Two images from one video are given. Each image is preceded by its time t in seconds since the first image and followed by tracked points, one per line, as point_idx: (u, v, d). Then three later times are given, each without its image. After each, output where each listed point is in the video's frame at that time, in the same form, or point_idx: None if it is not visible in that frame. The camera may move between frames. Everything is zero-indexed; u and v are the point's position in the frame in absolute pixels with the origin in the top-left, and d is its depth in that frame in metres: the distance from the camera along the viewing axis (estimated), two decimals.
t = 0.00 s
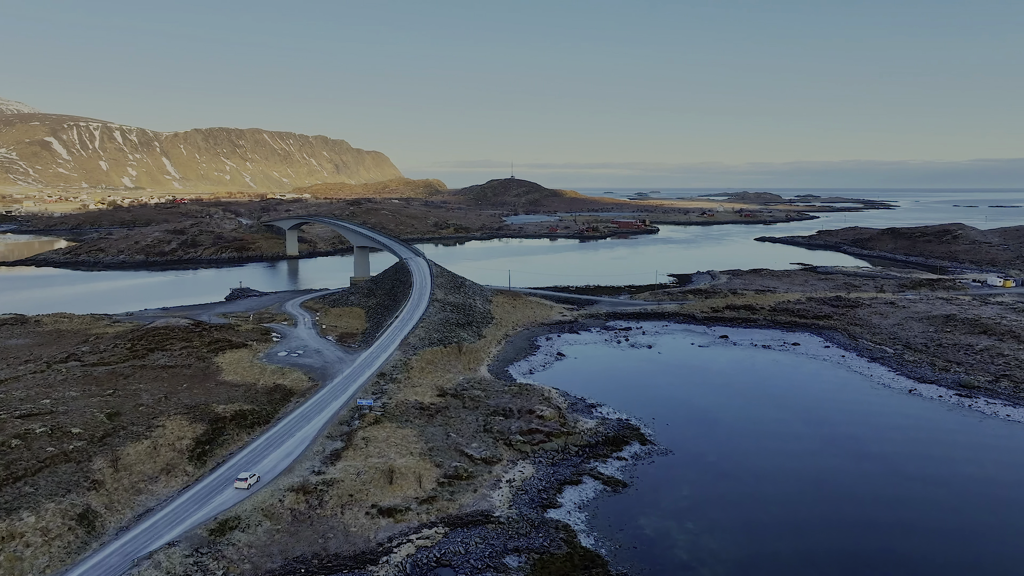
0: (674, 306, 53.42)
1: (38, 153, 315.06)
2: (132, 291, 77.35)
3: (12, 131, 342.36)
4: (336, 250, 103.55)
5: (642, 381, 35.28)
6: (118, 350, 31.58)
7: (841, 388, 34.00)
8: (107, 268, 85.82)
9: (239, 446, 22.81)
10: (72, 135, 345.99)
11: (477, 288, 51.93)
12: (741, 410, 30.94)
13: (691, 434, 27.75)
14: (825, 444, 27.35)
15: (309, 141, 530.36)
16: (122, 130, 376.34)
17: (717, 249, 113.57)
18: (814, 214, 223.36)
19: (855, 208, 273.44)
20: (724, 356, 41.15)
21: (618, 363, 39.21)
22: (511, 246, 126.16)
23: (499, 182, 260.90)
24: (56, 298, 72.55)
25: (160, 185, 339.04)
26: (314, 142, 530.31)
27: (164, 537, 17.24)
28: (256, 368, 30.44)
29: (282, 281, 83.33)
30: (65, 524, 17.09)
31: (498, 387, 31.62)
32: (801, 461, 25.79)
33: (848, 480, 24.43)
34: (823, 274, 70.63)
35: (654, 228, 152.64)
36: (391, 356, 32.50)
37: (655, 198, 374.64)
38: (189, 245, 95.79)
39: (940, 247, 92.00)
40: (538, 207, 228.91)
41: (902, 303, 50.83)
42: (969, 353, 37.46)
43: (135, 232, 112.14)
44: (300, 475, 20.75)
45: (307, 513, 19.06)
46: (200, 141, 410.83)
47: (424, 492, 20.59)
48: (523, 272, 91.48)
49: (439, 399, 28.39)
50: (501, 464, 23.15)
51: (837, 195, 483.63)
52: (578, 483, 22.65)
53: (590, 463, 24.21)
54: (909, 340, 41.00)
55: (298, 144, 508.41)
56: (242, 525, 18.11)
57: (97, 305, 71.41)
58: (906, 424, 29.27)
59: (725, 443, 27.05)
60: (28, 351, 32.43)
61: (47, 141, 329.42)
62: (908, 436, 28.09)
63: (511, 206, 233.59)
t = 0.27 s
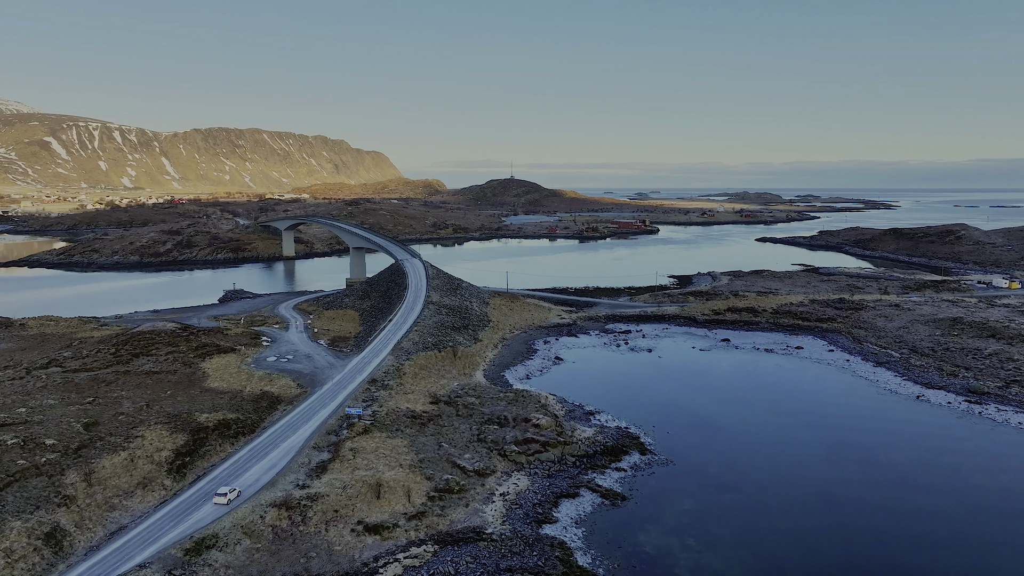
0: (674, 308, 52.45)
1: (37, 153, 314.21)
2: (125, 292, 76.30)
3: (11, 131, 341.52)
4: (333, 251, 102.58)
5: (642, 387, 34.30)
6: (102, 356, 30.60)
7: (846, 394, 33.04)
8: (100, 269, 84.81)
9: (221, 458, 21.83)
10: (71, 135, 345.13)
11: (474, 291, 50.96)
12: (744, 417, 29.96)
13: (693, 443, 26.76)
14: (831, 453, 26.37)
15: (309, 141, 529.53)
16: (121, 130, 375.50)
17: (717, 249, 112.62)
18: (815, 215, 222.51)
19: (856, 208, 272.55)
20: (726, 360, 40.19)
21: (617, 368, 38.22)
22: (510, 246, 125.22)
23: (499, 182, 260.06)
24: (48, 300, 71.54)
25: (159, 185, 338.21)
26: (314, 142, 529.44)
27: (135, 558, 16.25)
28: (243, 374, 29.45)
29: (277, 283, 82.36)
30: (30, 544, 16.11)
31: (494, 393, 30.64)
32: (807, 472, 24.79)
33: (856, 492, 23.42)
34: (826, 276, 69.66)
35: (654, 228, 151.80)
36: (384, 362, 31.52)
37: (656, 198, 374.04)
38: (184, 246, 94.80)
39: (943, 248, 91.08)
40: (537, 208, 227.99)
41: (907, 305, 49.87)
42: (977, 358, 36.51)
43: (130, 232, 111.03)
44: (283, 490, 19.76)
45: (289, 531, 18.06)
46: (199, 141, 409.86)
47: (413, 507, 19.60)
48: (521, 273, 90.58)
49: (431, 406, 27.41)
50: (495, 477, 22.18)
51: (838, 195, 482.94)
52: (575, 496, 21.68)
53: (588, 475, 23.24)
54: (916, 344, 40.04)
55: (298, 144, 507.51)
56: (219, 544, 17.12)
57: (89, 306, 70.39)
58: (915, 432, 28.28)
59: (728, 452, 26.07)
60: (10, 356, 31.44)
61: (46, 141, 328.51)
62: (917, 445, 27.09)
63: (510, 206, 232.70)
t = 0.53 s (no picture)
0: (675, 311, 51.37)
1: (36, 153, 313.41)
2: (117, 294, 75.17)
3: (10, 131, 340.61)
4: (330, 252, 101.54)
5: (642, 394, 33.21)
6: (82, 362, 29.51)
7: (853, 402, 32.01)
8: (93, 270, 83.69)
9: (200, 472, 20.73)
10: (70, 135, 344.21)
11: (470, 293, 49.92)
12: (747, 426, 28.86)
13: (695, 454, 25.67)
14: (841, 465, 25.26)
15: (308, 141, 528.53)
16: (121, 130, 374.63)
17: (718, 250, 111.59)
18: (816, 215, 221.51)
19: (857, 208, 271.49)
20: (728, 365, 39.16)
21: (616, 373, 37.16)
22: (509, 247, 124.25)
23: (498, 182, 259.17)
24: (39, 301, 70.45)
25: (159, 185, 337.41)
26: (313, 142, 528.58)
27: None
28: (228, 381, 28.35)
29: (273, 284, 81.29)
30: None
31: (488, 401, 29.54)
32: (814, 486, 23.67)
33: (867, 507, 22.29)
34: (828, 278, 68.60)
35: (654, 229, 150.99)
36: (375, 368, 30.45)
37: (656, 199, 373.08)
38: (179, 246, 93.75)
39: (947, 249, 90.13)
40: (537, 208, 227.07)
41: (912, 308, 48.84)
42: (987, 363, 35.49)
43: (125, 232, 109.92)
44: (262, 507, 18.67)
45: (266, 552, 16.94)
46: (198, 141, 408.75)
47: (399, 526, 18.49)
48: (520, 274, 89.47)
49: (423, 416, 26.34)
50: (487, 492, 21.09)
51: (838, 195, 482.17)
52: (572, 512, 20.58)
53: (584, 489, 22.15)
54: (924, 349, 39.01)
55: (297, 144, 506.69)
56: (190, 567, 16.01)
57: (80, 308, 69.24)
58: (925, 442, 27.23)
59: (732, 464, 25.00)
60: None
61: (45, 141, 327.75)
62: (928, 456, 25.99)
63: (510, 206, 231.76)
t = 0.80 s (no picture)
0: (675, 314, 50.40)
1: (35, 154, 312.67)
2: (111, 296, 74.14)
3: (9, 131, 339.88)
4: (327, 253, 100.59)
5: (642, 401, 32.21)
6: (62, 369, 28.53)
7: (859, 409, 31.06)
8: (87, 272, 82.68)
9: (178, 486, 19.74)
10: (69, 135, 343.43)
11: (467, 296, 48.96)
12: (751, 435, 27.91)
13: (697, 466, 24.70)
14: (848, 476, 24.28)
15: (308, 141, 527.71)
16: (120, 130, 373.85)
17: (719, 251, 110.68)
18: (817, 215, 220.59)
19: (857, 209, 270.53)
20: (730, 369, 38.22)
21: (615, 378, 36.20)
22: (508, 247, 123.33)
23: (498, 182, 258.30)
24: (31, 303, 69.49)
25: (158, 185, 336.62)
26: (313, 142, 527.82)
27: None
28: (213, 388, 27.36)
29: (268, 286, 80.31)
30: None
31: (483, 409, 28.56)
32: (822, 498, 22.65)
33: (878, 522, 21.26)
34: (831, 279, 67.60)
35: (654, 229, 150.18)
36: (366, 375, 29.48)
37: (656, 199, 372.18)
38: (174, 247, 92.80)
39: (950, 250, 89.17)
40: (537, 208, 226.13)
41: (917, 311, 47.87)
42: (997, 369, 34.54)
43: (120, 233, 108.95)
44: (241, 525, 17.69)
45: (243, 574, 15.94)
46: (198, 141, 407.92)
47: (386, 545, 17.50)
48: (518, 275, 88.44)
49: (414, 425, 25.39)
50: (479, 507, 20.12)
51: (839, 195, 481.24)
52: (568, 529, 19.60)
53: (581, 503, 21.19)
54: (931, 354, 38.06)
55: (297, 144, 505.99)
56: None
57: (72, 310, 68.23)
58: (936, 451, 26.27)
59: (735, 475, 24.04)
60: None
61: (44, 141, 327.01)
62: (939, 467, 24.99)
63: (509, 206, 230.86)
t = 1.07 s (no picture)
0: (676, 316, 49.67)
1: (35, 154, 311.92)
2: (105, 297, 73.26)
3: (8, 131, 339.18)
4: (324, 254, 99.84)
5: (642, 406, 31.50)
6: (47, 374, 27.75)
7: (864, 414, 30.34)
8: (81, 273, 81.84)
9: (160, 497, 18.99)
10: (69, 135, 342.61)
11: (464, 298, 48.23)
12: (754, 442, 27.19)
13: (699, 475, 23.96)
14: (855, 485, 23.55)
15: (308, 141, 527.03)
16: (120, 130, 373.09)
17: (719, 252, 109.94)
18: (818, 215, 219.83)
19: (858, 209, 269.70)
20: (731, 373, 37.49)
21: (615, 382, 35.48)
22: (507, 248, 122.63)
23: (498, 183, 257.65)
24: (24, 304, 68.70)
25: (158, 185, 335.72)
26: (313, 143, 527.14)
27: None
28: (202, 395, 26.57)
29: (264, 287, 79.54)
30: None
31: (479, 414, 27.85)
32: (829, 509, 21.91)
33: (887, 533, 20.53)
34: (834, 281, 66.85)
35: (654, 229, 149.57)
36: (359, 380, 28.75)
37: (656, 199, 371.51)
38: (170, 248, 92.03)
39: (953, 251, 88.45)
40: (536, 208, 225.40)
41: (922, 313, 47.18)
42: (1004, 372, 33.84)
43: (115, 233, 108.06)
44: (224, 539, 16.95)
45: None
46: (197, 141, 407.25)
47: (375, 560, 16.76)
48: (517, 276, 87.64)
49: (407, 432, 24.66)
50: (473, 519, 19.39)
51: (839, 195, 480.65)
52: (566, 541, 18.86)
53: (579, 515, 20.44)
54: (936, 357, 37.37)
55: (296, 144, 505.35)
56: None
57: (65, 311, 67.45)
58: (944, 458, 25.54)
59: (738, 485, 23.28)
60: None
61: (44, 141, 326.28)
62: (948, 474, 24.27)
63: (509, 207, 230.16)
